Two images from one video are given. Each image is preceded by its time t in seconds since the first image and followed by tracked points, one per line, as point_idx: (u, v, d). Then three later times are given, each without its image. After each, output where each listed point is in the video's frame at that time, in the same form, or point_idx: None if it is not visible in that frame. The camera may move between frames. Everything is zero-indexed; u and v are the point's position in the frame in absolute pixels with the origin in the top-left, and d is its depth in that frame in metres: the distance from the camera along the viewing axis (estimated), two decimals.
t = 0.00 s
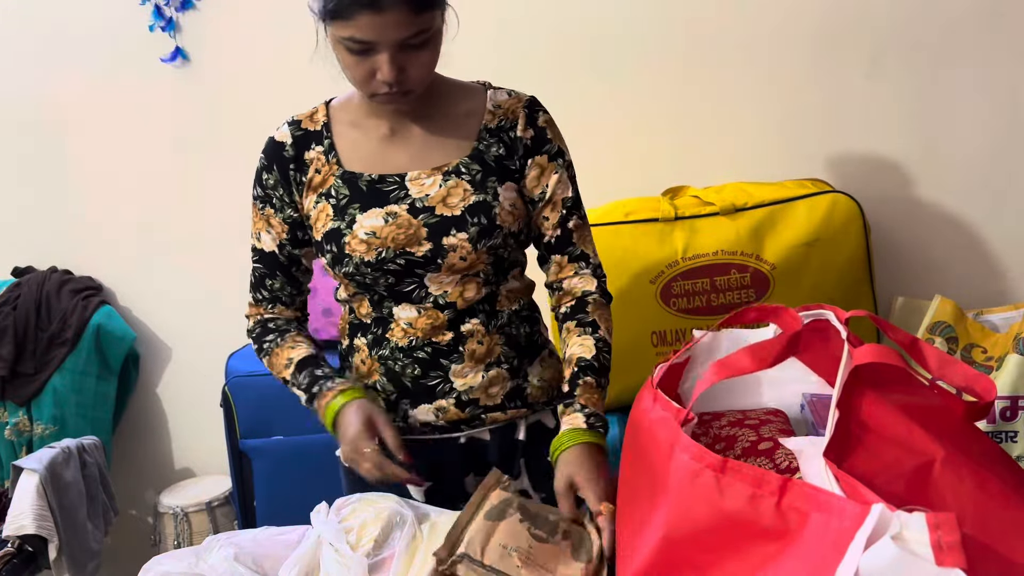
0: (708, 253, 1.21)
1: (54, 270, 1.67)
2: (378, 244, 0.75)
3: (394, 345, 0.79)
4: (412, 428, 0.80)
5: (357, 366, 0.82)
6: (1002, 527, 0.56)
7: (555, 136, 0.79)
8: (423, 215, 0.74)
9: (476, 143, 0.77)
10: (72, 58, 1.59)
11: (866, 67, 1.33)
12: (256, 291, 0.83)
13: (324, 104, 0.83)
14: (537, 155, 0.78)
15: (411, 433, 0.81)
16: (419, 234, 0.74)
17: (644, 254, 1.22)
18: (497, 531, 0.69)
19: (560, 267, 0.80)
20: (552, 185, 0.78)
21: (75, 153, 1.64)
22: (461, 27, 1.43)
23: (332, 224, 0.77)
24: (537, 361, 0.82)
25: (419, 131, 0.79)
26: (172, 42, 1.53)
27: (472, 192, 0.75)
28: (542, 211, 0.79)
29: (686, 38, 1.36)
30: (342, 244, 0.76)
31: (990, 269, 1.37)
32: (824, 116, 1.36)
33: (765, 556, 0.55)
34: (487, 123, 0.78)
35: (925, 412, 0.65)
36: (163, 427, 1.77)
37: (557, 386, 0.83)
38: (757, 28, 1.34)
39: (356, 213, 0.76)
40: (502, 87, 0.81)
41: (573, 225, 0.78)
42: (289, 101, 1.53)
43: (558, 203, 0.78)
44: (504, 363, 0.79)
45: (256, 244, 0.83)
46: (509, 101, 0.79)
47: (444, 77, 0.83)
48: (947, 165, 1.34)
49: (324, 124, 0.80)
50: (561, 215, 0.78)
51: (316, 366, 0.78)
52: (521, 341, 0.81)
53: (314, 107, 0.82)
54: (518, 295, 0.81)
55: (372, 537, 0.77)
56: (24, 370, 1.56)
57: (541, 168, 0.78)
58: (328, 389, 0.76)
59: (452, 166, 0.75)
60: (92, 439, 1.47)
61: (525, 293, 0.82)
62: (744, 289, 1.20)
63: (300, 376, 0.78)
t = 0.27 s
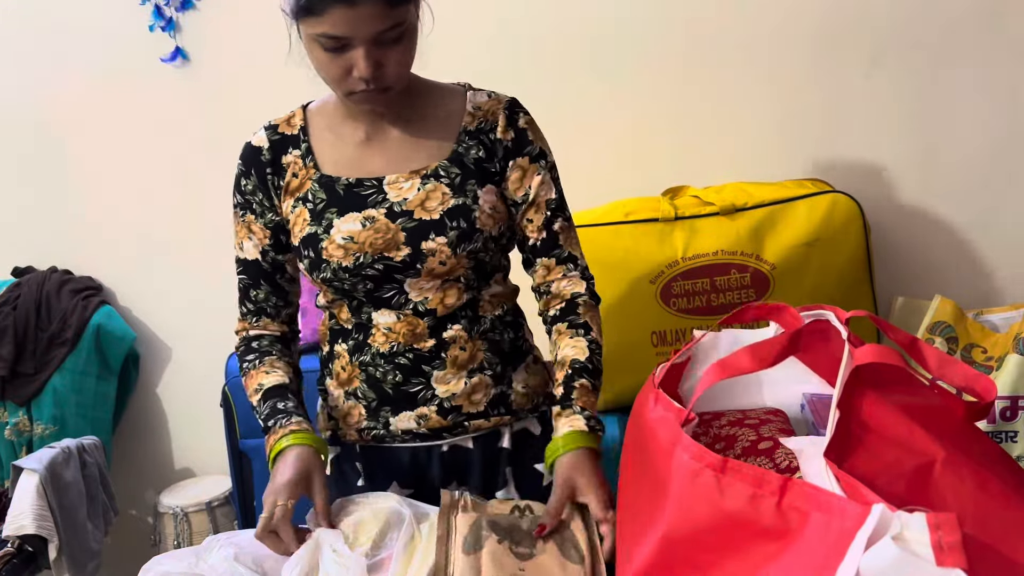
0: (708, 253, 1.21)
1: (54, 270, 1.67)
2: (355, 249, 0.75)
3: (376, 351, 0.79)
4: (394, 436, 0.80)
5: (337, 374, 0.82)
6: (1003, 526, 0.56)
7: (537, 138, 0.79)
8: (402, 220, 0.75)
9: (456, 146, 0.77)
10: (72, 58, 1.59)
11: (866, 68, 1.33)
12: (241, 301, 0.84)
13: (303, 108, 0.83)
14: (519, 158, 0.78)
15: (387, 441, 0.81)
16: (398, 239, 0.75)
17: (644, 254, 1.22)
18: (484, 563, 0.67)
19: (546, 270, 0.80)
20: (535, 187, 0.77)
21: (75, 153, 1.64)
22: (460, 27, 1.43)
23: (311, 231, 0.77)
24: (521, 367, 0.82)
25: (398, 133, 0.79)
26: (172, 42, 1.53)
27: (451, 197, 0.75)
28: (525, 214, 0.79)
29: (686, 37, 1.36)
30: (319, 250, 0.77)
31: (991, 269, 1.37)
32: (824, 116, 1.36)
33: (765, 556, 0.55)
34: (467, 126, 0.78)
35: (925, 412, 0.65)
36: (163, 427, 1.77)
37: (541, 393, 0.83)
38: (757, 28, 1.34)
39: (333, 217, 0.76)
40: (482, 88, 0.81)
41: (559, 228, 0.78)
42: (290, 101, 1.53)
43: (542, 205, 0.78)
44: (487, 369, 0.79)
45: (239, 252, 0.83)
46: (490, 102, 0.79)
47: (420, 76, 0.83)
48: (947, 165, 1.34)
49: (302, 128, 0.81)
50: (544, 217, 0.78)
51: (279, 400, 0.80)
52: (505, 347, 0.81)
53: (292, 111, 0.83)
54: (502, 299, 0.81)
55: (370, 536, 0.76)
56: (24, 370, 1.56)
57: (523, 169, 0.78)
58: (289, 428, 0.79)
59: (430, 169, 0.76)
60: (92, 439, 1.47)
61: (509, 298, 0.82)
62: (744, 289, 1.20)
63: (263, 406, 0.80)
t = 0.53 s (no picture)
0: (708, 253, 1.21)
1: (54, 270, 1.67)
2: (350, 249, 0.75)
3: (370, 353, 0.78)
4: (391, 439, 0.80)
5: (330, 377, 0.81)
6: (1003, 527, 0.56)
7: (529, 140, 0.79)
8: (396, 220, 0.75)
9: (449, 146, 0.77)
10: (72, 58, 1.59)
11: (867, 67, 1.33)
12: (228, 302, 0.81)
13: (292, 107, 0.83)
14: (511, 159, 0.78)
15: (384, 444, 0.80)
16: (394, 239, 0.74)
17: (643, 254, 1.22)
18: None
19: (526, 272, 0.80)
20: (524, 190, 0.78)
21: (75, 153, 1.64)
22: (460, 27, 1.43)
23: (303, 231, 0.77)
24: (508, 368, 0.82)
25: (389, 135, 0.80)
26: (172, 42, 1.53)
27: (446, 196, 0.75)
28: (513, 216, 0.79)
29: (686, 37, 1.36)
30: (314, 252, 0.76)
31: (991, 269, 1.37)
32: (824, 116, 1.36)
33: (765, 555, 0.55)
34: (461, 126, 0.78)
35: (925, 413, 0.65)
36: (163, 427, 1.77)
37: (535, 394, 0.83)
38: (757, 28, 1.34)
39: (327, 217, 0.76)
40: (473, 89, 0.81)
41: (544, 230, 0.78)
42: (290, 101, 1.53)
43: (529, 207, 0.78)
44: (482, 370, 0.80)
45: (228, 253, 0.81)
46: (482, 102, 0.79)
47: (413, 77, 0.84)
48: (947, 164, 1.34)
49: (293, 126, 0.80)
50: (533, 216, 0.78)
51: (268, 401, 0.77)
52: (499, 348, 0.82)
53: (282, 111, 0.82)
54: (493, 299, 0.82)
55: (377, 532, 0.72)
56: (24, 370, 1.56)
57: (514, 172, 0.78)
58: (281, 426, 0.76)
59: (425, 168, 0.76)
60: (92, 439, 1.47)
61: (499, 298, 0.83)
62: (744, 289, 1.20)
63: (255, 404, 0.77)
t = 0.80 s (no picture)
0: (708, 253, 1.21)
1: (54, 270, 1.67)
2: (344, 254, 0.74)
3: (366, 356, 0.78)
4: (388, 441, 0.80)
5: (326, 381, 0.81)
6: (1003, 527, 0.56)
7: (519, 135, 0.80)
8: (389, 221, 0.74)
9: (438, 145, 0.77)
10: (72, 58, 1.59)
11: (867, 67, 1.33)
12: (223, 313, 0.82)
13: (276, 115, 0.82)
14: (505, 156, 0.79)
15: (382, 446, 0.81)
16: (387, 241, 0.74)
17: (644, 255, 1.22)
18: None
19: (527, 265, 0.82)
20: (522, 185, 0.79)
21: (75, 153, 1.64)
22: (460, 27, 1.43)
23: (297, 240, 0.76)
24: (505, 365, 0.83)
25: (377, 138, 0.79)
26: (172, 42, 1.53)
27: (437, 195, 0.75)
28: (514, 212, 0.80)
29: (686, 37, 1.36)
30: (308, 259, 0.76)
31: (991, 269, 1.37)
32: (824, 116, 1.36)
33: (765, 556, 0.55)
34: (449, 124, 0.78)
35: (925, 412, 0.65)
36: (163, 427, 1.77)
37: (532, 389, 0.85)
38: (757, 28, 1.34)
39: (319, 223, 0.75)
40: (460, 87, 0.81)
41: (544, 223, 0.80)
42: (291, 101, 1.53)
43: (528, 202, 0.80)
44: (479, 369, 0.80)
45: (219, 264, 0.81)
46: (469, 100, 0.80)
47: (394, 77, 0.84)
48: (948, 164, 1.34)
49: (279, 135, 0.80)
50: (530, 206, 0.80)
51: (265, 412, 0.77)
52: (496, 347, 0.82)
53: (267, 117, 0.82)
54: (489, 299, 0.82)
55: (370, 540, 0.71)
56: (24, 370, 1.56)
57: (509, 169, 0.79)
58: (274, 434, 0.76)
59: (414, 169, 0.75)
60: (92, 439, 1.47)
61: (495, 298, 0.83)
62: (744, 289, 1.20)
63: (252, 419, 0.76)
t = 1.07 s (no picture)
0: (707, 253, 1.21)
1: (54, 270, 1.67)
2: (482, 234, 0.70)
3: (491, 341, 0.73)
4: (511, 426, 0.76)
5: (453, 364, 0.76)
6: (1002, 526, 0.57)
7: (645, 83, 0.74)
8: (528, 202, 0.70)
9: (577, 123, 0.73)
10: (72, 58, 1.59)
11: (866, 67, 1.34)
12: (342, 280, 0.70)
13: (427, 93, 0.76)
14: (637, 100, 0.73)
15: (506, 431, 0.76)
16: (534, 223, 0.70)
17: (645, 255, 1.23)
18: None
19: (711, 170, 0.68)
20: (662, 117, 0.72)
21: (76, 153, 1.64)
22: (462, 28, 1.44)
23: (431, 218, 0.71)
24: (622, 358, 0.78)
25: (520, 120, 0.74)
26: (172, 42, 1.54)
27: (578, 176, 0.71)
28: (661, 145, 0.72)
29: (686, 36, 1.36)
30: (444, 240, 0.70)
31: (991, 269, 1.37)
32: (824, 116, 1.36)
33: (764, 555, 0.55)
34: (583, 104, 0.73)
35: (925, 412, 0.65)
36: (163, 426, 1.77)
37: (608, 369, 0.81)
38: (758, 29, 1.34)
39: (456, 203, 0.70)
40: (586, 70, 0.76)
41: (702, 133, 0.70)
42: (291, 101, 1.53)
43: (674, 127, 0.71)
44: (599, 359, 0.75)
45: (352, 225, 0.71)
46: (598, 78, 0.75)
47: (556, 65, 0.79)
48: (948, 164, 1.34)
49: (431, 113, 0.74)
50: (685, 135, 0.70)
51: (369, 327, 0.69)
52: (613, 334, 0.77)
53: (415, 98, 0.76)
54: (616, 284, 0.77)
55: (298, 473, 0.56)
56: (24, 370, 1.56)
57: (645, 109, 0.73)
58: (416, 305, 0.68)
59: (557, 151, 0.71)
60: (92, 439, 1.48)
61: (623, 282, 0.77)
62: (743, 289, 1.20)
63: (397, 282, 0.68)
